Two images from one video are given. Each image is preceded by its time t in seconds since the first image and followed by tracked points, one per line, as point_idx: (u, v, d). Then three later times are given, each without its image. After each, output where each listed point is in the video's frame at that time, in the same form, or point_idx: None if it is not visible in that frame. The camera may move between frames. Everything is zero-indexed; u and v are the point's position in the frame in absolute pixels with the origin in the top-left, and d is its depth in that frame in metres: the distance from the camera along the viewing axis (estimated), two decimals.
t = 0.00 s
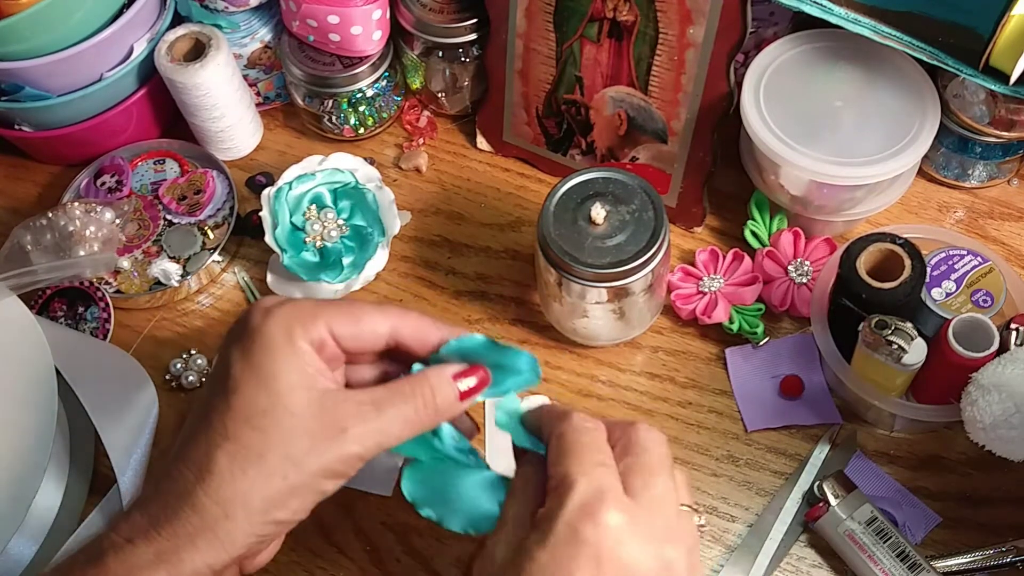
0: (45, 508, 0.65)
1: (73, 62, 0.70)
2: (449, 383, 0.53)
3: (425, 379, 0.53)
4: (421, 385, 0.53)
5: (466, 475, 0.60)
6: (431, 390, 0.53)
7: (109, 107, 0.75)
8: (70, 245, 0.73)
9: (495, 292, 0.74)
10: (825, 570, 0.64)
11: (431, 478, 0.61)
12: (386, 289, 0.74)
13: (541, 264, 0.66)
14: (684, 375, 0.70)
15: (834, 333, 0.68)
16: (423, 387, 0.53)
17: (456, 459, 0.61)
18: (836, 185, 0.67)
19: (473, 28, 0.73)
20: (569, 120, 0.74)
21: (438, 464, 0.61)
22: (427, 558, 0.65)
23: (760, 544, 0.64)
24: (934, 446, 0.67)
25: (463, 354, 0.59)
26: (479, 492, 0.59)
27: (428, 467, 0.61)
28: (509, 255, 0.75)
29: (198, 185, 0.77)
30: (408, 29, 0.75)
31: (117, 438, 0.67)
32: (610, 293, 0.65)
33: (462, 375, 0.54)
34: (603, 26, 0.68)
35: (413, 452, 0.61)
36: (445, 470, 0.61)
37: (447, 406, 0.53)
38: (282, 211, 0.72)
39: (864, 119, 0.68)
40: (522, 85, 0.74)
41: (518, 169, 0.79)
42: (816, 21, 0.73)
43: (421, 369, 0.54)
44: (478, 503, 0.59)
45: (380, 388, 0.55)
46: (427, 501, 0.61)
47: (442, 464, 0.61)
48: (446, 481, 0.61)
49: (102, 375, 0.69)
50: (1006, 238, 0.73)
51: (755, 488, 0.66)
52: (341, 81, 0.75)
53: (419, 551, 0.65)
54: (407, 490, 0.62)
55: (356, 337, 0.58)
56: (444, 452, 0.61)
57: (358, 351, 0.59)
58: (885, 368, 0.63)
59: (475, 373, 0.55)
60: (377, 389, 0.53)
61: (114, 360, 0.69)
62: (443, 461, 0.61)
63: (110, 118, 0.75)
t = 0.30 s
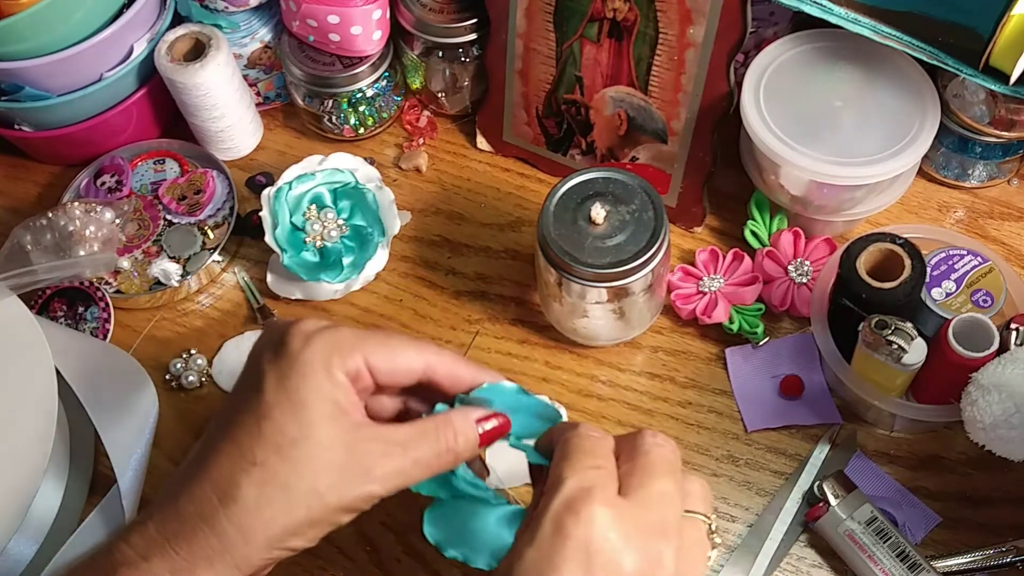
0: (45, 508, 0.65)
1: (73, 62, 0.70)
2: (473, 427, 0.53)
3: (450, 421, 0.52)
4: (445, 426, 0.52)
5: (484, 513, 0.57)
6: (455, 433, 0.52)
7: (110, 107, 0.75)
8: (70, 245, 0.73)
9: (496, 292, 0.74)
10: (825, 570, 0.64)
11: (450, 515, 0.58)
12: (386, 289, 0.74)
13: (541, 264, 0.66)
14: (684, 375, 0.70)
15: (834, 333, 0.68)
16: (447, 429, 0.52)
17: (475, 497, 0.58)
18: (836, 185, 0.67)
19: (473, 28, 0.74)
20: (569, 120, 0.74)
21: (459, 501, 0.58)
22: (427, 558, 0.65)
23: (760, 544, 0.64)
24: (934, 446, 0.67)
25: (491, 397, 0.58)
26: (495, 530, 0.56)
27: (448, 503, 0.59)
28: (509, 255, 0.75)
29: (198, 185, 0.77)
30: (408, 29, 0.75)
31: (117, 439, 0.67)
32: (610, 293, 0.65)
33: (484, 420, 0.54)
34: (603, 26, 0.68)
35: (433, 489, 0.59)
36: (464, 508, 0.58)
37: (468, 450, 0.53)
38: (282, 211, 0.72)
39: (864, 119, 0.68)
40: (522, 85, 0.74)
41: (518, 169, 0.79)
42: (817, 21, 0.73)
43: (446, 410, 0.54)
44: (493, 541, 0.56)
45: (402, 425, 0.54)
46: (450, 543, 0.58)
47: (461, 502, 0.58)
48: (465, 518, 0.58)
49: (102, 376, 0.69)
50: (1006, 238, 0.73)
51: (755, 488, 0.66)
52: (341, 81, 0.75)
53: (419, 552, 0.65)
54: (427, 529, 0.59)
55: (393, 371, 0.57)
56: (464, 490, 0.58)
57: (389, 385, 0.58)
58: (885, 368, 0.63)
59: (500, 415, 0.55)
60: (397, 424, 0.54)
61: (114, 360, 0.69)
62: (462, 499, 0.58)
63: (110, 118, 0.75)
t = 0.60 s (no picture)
0: (46, 508, 0.65)
1: (73, 62, 0.70)
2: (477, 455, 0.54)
3: (457, 450, 0.53)
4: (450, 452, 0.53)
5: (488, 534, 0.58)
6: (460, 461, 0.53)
7: (110, 107, 0.75)
8: (70, 245, 0.73)
9: (496, 292, 0.74)
10: (825, 570, 0.64)
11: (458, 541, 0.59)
12: (386, 289, 0.74)
13: (541, 264, 0.66)
14: (684, 375, 0.70)
15: (834, 333, 0.68)
16: (454, 458, 0.53)
17: (479, 520, 0.59)
18: (836, 185, 0.67)
19: (473, 28, 0.74)
20: (569, 120, 0.74)
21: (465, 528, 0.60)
22: (427, 558, 0.65)
23: (760, 544, 0.64)
24: (934, 446, 0.67)
25: (500, 420, 0.57)
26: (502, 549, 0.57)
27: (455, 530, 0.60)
28: (509, 255, 0.75)
29: (198, 185, 0.77)
30: (408, 29, 0.75)
31: (117, 439, 0.67)
32: (610, 293, 0.65)
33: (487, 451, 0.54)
34: (603, 26, 0.68)
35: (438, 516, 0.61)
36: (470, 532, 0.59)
37: (472, 480, 0.54)
38: (282, 211, 0.72)
39: (864, 119, 0.68)
40: (522, 85, 0.74)
41: (518, 169, 0.79)
42: (817, 21, 0.73)
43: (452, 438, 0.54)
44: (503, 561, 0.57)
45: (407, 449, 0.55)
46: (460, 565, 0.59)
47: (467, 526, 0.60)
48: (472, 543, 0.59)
49: (102, 376, 0.68)
50: (1006, 238, 0.73)
51: (755, 488, 0.66)
52: (340, 81, 0.75)
53: (419, 552, 0.65)
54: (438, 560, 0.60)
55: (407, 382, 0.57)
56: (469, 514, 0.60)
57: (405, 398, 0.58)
58: (885, 368, 0.63)
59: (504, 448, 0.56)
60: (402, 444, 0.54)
61: (114, 360, 0.69)
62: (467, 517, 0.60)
63: (110, 117, 0.75)
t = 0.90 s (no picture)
0: (45, 508, 0.65)
1: (73, 62, 0.70)
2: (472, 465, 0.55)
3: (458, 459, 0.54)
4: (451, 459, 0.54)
5: (485, 542, 0.60)
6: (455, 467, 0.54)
7: (110, 107, 0.75)
8: (70, 245, 0.73)
9: (496, 292, 0.74)
10: (825, 570, 0.64)
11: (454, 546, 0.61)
12: (385, 289, 0.74)
13: (541, 263, 0.66)
14: (684, 375, 0.70)
15: (834, 333, 0.68)
16: (455, 468, 0.54)
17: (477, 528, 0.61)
18: (836, 185, 0.67)
19: (473, 28, 0.74)
20: (569, 120, 0.74)
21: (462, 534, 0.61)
22: (427, 558, 0.65)
23: (760, 544, 0.64)
24: (934, 445, 0.67)
25: (501, 427, 0.58)
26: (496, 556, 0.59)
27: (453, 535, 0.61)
28: (509, 255, 0.75)
29: (198, 185, 0.77)
30: (408, 29, 0.75)
31: (117, 439, 0.67)
32: (610, 293, 0.65)
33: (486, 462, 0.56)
34: (603, 25, 0.68)
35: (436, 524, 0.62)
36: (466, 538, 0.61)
37: (472, 488, 0.55)
38: (282, 211, 0.72)
39: (864, 119, 0.68)
40: (522, 85, 0.74)
41: (518, 169, 0.79)
42: (817, 21, 0.73)
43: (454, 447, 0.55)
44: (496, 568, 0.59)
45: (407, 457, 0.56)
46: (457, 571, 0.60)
47: (464, 533, 0.61)
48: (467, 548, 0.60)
49: (102, 376, 0.68)
50: (1006, 238, 0.73)
51: (755, 488, 0.66)
52: (341, 81, 0.75)
53: (419, 552, 0.65)
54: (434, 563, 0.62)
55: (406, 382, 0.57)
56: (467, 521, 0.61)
57: (409, 403, 0.58)
58: (885, 368, 0.63)
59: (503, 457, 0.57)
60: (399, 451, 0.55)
61: (113, 360, 0.69)
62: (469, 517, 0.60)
63: (110, 117, 0.75)
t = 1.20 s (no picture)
0: (46, 508, 0.65)
1: (73, 62, 0.70)
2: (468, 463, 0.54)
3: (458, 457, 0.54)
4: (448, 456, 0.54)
5: (480, 541, 0.60)
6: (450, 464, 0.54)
7: (110, 107, 0.75)
8: (70, 244, 0.73)
9: (496, 292, 0.74)
10: (825, 570, 0.64)
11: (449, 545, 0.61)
12: (385, 289, 0.74)
13: (541, 264, 0.66)
14: (684, 375, 0.70)
15: (834, 333, 0.68)
16: (453, 462, 0.54)
17: (472, 526, 0.61)
18: (836, 185, 0.67)
19: (473, 28, 0.74)
20: (569, 120, 0.74)
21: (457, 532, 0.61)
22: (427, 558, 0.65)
23: (760, 544, 0.64)
24: (934, 445, 0.67)
25: (497, 425, 0.58)
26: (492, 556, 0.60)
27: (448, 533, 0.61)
28: (509, 255, 0.75)
29: (198, 185, 0.77)
30: (408, 29, 0.75)
31: (117, 439, 0.67)
32: (610, 293, 0.65)
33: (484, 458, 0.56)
34: (603, 26, 0.68)
35: (431, 521, 0.62)
36: (462, 537, 0.61)
37: (471, 484, 0.55)
38: (282, 211, 0.72)
39: (864, 119, 0.68)
40: (522, 85, 0.74)
41: (518, 169, 0.79)
42: (817, 21, 0.73)
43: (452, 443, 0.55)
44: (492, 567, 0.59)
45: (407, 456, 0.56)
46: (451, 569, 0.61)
47: (458, 531, 0.61)
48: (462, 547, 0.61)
49: (102, 376, 0.68)
50: (1006, 238, 0.73)
51: (755, 488, 0.66)
52: (341, 81, 0.75)
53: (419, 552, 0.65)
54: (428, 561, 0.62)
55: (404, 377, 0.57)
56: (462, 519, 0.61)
57: (408, 399, 0.58)
58: (885, 368, 0.63)
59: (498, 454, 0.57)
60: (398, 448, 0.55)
61: (114, 360, 0.69)
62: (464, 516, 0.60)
63: (110, 117, 0.75)
